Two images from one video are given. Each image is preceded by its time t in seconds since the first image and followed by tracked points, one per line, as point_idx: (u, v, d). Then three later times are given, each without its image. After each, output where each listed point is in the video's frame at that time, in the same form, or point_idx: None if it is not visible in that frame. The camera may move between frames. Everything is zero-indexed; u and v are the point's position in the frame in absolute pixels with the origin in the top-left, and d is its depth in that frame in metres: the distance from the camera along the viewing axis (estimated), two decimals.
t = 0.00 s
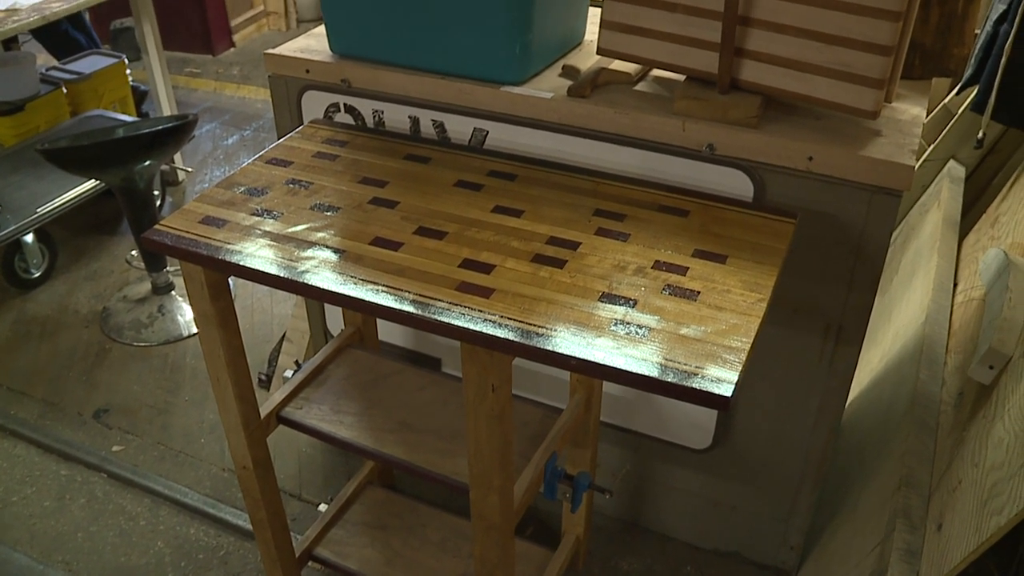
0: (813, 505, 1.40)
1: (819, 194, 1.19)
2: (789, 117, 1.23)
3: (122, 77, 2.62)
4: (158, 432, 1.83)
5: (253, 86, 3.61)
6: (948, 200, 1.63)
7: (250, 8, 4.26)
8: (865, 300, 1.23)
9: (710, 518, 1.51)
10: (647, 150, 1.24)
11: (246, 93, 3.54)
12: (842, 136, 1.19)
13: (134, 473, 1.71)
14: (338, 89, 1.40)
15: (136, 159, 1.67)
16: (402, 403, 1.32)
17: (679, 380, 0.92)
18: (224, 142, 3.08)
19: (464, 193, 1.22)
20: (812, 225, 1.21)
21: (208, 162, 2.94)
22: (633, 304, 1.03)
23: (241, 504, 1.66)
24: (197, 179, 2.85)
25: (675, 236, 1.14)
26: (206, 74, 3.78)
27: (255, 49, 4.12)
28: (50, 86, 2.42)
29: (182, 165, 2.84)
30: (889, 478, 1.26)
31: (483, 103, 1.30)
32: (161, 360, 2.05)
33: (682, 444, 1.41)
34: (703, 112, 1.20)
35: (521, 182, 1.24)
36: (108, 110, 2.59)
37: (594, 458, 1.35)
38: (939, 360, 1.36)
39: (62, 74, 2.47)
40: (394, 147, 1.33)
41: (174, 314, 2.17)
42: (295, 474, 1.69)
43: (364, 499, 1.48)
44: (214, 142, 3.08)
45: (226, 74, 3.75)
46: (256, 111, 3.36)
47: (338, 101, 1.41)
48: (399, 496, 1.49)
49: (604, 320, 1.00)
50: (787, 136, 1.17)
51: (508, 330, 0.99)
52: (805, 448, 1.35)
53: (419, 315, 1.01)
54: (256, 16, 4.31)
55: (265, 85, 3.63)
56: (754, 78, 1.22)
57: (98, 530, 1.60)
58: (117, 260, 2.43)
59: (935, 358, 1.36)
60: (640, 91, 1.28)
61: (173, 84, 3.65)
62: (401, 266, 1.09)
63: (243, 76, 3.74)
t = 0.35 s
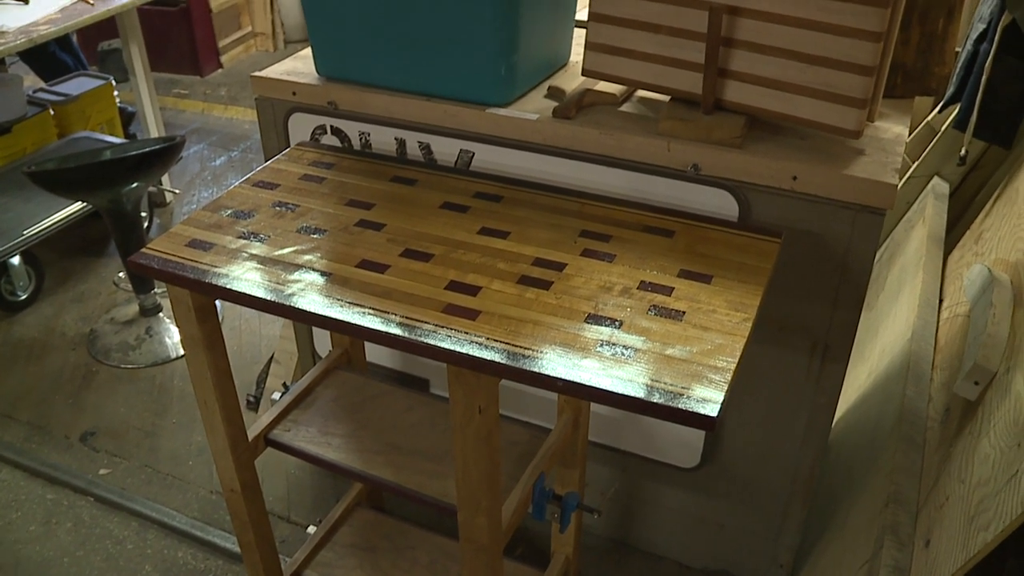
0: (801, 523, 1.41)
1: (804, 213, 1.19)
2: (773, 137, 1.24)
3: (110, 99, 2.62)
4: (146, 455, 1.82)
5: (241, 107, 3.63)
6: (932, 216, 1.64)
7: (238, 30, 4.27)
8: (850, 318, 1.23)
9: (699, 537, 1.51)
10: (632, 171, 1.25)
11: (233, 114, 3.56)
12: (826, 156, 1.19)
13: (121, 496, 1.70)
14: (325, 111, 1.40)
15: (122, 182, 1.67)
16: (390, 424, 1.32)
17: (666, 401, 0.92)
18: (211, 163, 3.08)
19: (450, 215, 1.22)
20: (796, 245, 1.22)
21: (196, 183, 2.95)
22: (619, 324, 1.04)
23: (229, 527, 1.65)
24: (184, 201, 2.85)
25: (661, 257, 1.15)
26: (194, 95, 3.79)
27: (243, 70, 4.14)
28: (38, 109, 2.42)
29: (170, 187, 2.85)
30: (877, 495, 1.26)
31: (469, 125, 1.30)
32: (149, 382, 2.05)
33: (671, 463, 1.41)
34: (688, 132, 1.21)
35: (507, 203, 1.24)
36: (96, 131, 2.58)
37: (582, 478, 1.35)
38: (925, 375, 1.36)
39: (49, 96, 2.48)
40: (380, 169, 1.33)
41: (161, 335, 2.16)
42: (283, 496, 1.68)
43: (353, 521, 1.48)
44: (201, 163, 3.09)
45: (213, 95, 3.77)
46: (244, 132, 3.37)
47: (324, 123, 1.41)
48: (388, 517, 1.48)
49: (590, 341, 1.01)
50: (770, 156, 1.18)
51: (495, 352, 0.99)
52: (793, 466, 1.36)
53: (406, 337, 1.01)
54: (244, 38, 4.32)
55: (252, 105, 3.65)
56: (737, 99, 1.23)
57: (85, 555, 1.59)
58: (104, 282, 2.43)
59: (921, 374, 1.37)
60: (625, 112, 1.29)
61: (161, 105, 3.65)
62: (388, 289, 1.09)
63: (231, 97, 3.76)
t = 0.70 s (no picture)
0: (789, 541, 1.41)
1: (788, 233, 1.20)
2: (757, 157, 1.25)
3: (96, 121, 2.63)
4: (133, 478, 1.82)
5: (228, 128, 3.65)
6: (917, 233, 1.65)
7: (225, 52, 4.28)
8: (835, 337, 1.24)
9: (688, 557, 1.51)
10: (618, 193, 1.26)
11: (220, 136, 3.57)
12: (809, 176, 1.20)
13: (107, 521, 1.69)
14: (311, 134, 1.40)
15: (110, 205, 1.68)
16: (378, 446, 1.32)
17: (652, 422, 0.92)
18: (199, 185, 3.10)
19: (436, 237, 1.23)
20: (780, 266, 1.23)
21: (183, 205, 2.96)
22: (604, 346, 1.04)
23: (216, 551, 1.64)
24: (171, 223, 2.86)
25: (646, 278, 1.15)
26: (181, 117, 3.81)
27: (230, 92, 4.16)
28: (23, 131, 2.40)
29: (157, 210, 2.86)
30: (864, 512, 1.27)
31: (455, 147, 1.31)
32: (136, 406, 2.04)
33: (659, 483, 1.41)
34: (672, 154, 1.22)
35: (492, 226, 1.25)
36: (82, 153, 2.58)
37: (570, 499, 1.35)
38: (910, 392, 1.37)
39: (35, 118, 2.47)
40: (366, 192, 1.33)
41: (148, 358, 2.16)
42: (271, 519, 1.68)
43: (342, 543, 1.48)
44: (188, 186, 3.10)
45: (200, 118, 3.79)
46: (231, 153, 3.39)
47: (311, 146, 1.42)
48: (376, 539, 1.48)
49: (575, 363, 1.01)
50: (754, 177, 1.19)
51: (480, 374, 0.99)
52: (780, 485, 1.36)
53: (392, 361, 1.01)
54: (231, 59, 4.33)
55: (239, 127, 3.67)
56: (720, 120, 1.24)
57: None
58: (91, 304, 2.43)
59: (907, 391, 1.37)
60: (609, 133, 1.30)
61: (147, 127, 3.66)
62: (374, 312, 1.09)
63: (218, 119, 3.77)
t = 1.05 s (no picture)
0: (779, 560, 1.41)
1: (774, 252, 1.21)
2: (743, 177, 1.26)
3: (84, 142, 2.64)
4: (121, 501, 1.81)
5: (217, 149, 3.67)
6: (904, 250, 1.66)
7: (214, 72, 4.28)
8: (822, 356, 1.25)
9: None
10: (606, 214, 1.26)
11: (210, 156, 3.58)
12: (794, 196, 1.21)
13: (95, 544, 1.69)
14: (299, 156, 1.41)
15: (99, 227, 1.69)
16: (367, 468, 1.32)
17: (640, 444, 0.92)
18: (188, 206, 3.11)
19: (425, 260, 1.23)
20: (767, 285, 1.23)
21: (172, 226, 2.96)
22: (592, 367, 1.04)
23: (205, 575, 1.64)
24: (161, 244, 2.86)
25: (633, 299, 1.16)
26: (170, 138, 3.82)
27: (219, 113, 4.17)
28: (12, 152, 2.40)
29: (146, 232, 2.86)
30: (853, 530, 1.27)
31: (443, 169, 1.31)
32: (125, 428, 2.03)
33: (649, 503, 1.41)
34: (659, 175, 1.23)
35: (481, 247, 1.25)
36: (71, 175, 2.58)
37: (560, 519, 1.36)
38: (899, 409, 1.37)
39: (24, 140, 2.47)
40: (355, 214, 1.34)
41: (137, 380, 2.15)
42: (260, 542, 1.68)
43: (332, 566, 1.47)
44: (177, 207, 3.11)
45: (190, 138, 3.80)
46: (220, 174, 3.40)
47: (299, 169, 1.42)
48: (366, 561, 1.48)
49: (564, 385, 1.01)
50: (740, 197, 1.19)
51: (469, 397, 0.99)
52: (769, 503, 1.37)
53: (381, 383, 1.01)
54: (221, 80, 4.33)
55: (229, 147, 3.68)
56: (706, 141, 1.25)
57: None
58: (80, 326, 2.42)
59: (895, 407, 1.38)
60: (597, 154, 1.30)
61: (136, 148, 3.67)
62: (363, 335, 1.09)
63: (207, 139, 3.79)
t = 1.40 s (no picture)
0: None
1: (759, 270, 1.22)
2: (727, 196, 1.26)
3: (71, 162, 2.63)
4: (108, 524, 1.80)
5: (204, 169, 3.67)
6: (889, 265, 1.67)
7: (201, 92, 4.28)
8: (807, 374, 1.26)
9: None
10: (591, 233, 1.27)
11: (197, 176, 3.59)
12: (778, 214, 1.22)
13: (81, 568, 1.68)
14: (286, 177, 1.41)
15: (84, 247, 1.71)
16: (355, 489, 1.32)
17: (626, 463, 0.92)
18: (175, 226, 3.11)
19: (411, 280, 1.23)
20: (752, 303, 1.24)
21: (159, 246, 2.97)
22: (577, 387, 1.04)
23: None
24: (148, 264, 2.87)
25: (619, 318, 1.16)
26: (158, 158, 3.82)
27: (206, 133, 4.18)
28: None
29: (133, 252, 2.87)
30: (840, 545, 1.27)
31: (429, 190, 1.32)
32: (112, 449, 2.02)
33: (637, 521, 1.42)
34: (644, 194, 1.23)
35: (467, 267, 1.26)
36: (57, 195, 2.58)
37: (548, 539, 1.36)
38: (886, 424, 1.38)
39: (10, 160, 2.46)
40: (341, 235, 1.34)
41: (123, 402, 2.15)
42: (248, 564, 1.67)
43: None
44: (165, 227, 3.12)
45: (177, 158, 3.80)
46: (207, 194, 3.41)
47: (286, 190, 1.42)
48: None
49: (549, 406, 1.01)
50: (724, 216, 1.20)
51: (456, 417, 0.99)
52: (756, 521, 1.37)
53: (367, 405, 1.01)
54: (208, 99, 4.33)
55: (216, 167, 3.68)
56: (691, 160, 1.25)
57: None
58: (66, 347, 2.41)
59: (882, 422, 1.38)
60: (582, 174, 1.31)
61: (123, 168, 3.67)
62: (349, 356, 1.09)
63: (194, 159, 3.79)
